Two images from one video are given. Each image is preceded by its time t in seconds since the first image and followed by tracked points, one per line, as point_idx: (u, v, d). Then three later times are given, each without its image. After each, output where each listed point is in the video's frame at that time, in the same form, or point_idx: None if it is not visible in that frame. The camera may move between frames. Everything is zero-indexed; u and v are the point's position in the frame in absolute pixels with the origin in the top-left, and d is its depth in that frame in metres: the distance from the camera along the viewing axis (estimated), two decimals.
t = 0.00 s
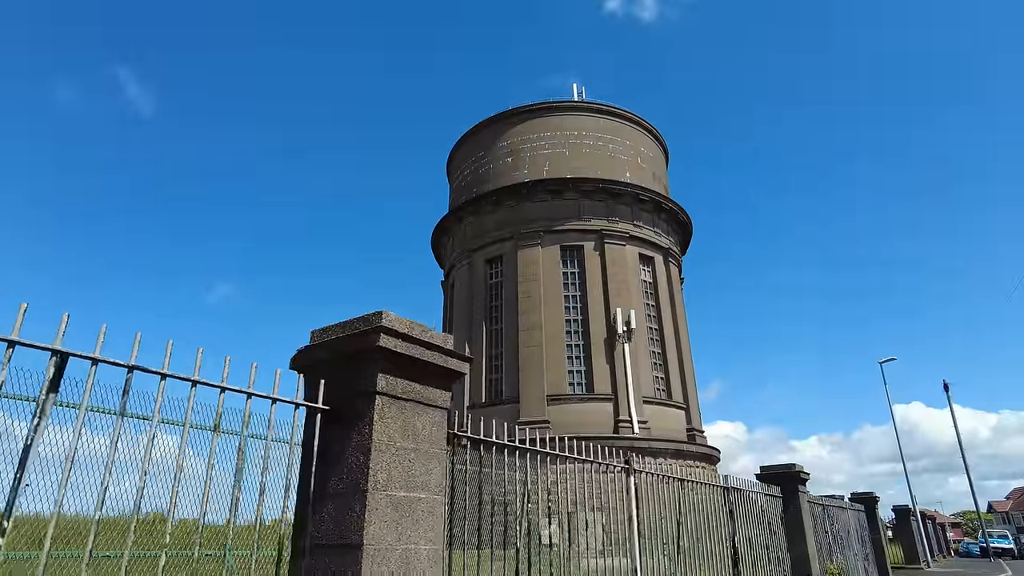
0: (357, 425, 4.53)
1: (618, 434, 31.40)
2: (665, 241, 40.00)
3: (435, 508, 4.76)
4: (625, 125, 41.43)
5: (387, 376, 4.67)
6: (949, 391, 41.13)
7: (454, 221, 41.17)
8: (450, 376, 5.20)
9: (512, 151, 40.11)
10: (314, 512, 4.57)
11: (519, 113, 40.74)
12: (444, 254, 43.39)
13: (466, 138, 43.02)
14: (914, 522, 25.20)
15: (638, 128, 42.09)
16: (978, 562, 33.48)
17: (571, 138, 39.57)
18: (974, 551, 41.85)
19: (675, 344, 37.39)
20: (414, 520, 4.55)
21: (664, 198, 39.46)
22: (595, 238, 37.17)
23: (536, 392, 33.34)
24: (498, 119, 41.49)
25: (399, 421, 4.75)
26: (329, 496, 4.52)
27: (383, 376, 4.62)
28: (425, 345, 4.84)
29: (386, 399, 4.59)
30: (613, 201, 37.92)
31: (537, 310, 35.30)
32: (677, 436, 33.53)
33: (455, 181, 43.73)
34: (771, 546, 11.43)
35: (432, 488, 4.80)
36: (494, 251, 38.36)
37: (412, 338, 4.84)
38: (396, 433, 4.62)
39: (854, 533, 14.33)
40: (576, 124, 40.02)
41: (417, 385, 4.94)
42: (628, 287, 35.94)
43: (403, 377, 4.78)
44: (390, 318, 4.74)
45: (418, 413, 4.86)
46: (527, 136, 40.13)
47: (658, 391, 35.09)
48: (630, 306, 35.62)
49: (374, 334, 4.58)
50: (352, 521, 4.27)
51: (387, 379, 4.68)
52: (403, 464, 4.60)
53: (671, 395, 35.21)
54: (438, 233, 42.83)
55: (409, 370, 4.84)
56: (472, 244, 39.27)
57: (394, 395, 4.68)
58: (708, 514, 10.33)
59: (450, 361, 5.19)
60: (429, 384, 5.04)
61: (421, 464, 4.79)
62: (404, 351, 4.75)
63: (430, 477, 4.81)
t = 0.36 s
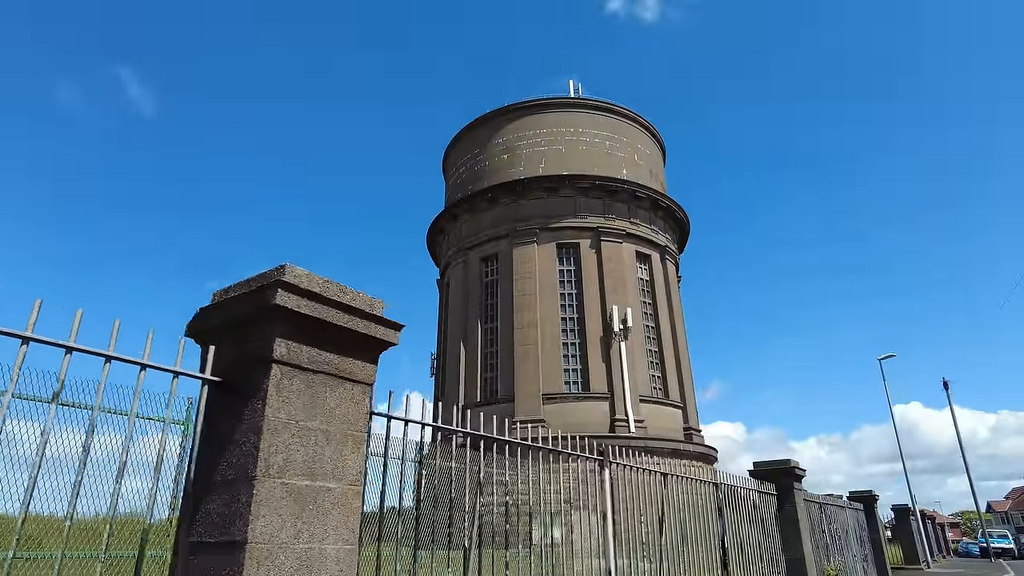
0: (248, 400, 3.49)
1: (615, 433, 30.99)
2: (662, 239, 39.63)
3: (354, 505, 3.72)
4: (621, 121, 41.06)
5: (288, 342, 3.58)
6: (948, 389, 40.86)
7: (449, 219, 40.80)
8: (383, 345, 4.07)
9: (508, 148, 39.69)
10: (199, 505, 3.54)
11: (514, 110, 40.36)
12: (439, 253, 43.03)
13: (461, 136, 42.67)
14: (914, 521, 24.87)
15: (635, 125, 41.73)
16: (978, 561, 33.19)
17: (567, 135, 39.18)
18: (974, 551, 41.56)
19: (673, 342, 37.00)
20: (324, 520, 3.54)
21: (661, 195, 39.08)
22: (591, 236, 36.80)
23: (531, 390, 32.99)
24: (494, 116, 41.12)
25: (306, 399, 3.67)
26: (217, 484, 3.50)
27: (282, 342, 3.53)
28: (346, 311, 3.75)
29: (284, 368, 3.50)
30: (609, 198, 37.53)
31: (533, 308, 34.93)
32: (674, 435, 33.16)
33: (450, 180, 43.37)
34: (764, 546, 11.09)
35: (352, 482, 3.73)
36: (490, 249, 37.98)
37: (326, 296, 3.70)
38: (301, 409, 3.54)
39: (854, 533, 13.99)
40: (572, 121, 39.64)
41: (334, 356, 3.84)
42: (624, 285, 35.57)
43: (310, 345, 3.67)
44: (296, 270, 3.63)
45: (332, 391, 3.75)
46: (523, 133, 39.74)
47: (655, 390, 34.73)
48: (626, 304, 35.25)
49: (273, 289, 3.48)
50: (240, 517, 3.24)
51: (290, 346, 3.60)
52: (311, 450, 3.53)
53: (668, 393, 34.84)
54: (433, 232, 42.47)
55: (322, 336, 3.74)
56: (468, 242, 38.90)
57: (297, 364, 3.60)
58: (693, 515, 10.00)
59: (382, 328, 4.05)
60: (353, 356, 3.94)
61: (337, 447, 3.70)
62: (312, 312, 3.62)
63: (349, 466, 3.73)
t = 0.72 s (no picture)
0: (97, 349, 2.75)
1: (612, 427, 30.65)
2: (661, 233, 39.22)
3: (236, 488, 2.92)
4: (620, 113, 40.59)
5: (149, 280, 2.81)
6: (950, 384, 40.46)
7: (446, 212, 40.42)
8: (287, 294, 3.31)
9: (506, 140, 39.25)
10: (37, 480, 2.78)
11: (512, 101, 39.90)
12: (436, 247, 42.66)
13: (459, 129, 42.25)
14: (915, 516, 24.52)
15: (634, 117, 41.25)
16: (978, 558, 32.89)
17: (566, 127, 38.72)
18: (974, 547, 41.27)
19: (671, 336, 36.62)
20: (192, 502, 2.75)
21: (660, 188, 38.63)
22: (589, 228, 36.40)
23: (528, 384, 32.65)
24: (492, 108, 40.67)
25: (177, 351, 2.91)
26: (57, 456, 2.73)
27: (141, 276, 2.76)
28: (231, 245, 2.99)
29: (142, 310, 2.75)
30: (607, 190, 37.09)
31: (530, 302, 34.54)
32: (673, 429, 32.83)
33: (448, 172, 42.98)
34: (760, 540, 10.71)
35: (234, 456, 2.94)
36: (487, 242, 37.59)
37: (206, 228, 2.94)
38: (161, 360, 2.77)
39: (854, 528, 13.66)
40: (570, 112, 39.17)
41: (216, 303, 3.06)
42: (623, 279, 35.18)
43: (185, 285, 2.92)
44: (165, 192, 2.85)
45: (214, 344, 2.98)
46: (521, 124, 39.30)
47: (653, 384, 34.39)
48: (625, 297, 34.87)
49: (128, 210, 2.72)
50: (65, 499, 2.48)
51: (154, 285, 2.84)
52: (177, 412, 2.77)
53: (667, 388, 34.49)
54: (431, 225, 42.08)
55: (209, 281, 3.01)
56: (465, 235, 38.51)
57: (164, 308, 2.84)
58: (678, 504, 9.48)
59: (285, 271, 3.27)
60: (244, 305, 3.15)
61: (215, 413, 2.91)
62: (186, 245, 2.86)
63: (232, 437, 2.95)
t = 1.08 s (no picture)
0: None
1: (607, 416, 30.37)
2: (658, 221, 38.81)
3: (17, 451, 2.56)
4: (618, 100, 40.09)
5: None
6: (950, 371, 40.30)
7: (441, 201, 39.98)
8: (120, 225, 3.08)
9: (501, 128, 38.76)
10: None
11: (508, 88, 39.34)
12: (432, 235, 42.25)
13: (453, 116, 41.72)
14: (913, 507, 24.28)
15: (631, 103, 40.73)
16: (976, 547, 32.74)
17: (562, 113, 38.23)
18: (973, 537, 41.16)
19: (668, 325, 36.30)
20: None
21: (658, 175, 38.17)
22: (585, 216, 35.99)
23: (523, 374, 32.38)
24: (487, 95, 40.15)
25: None
26: None
27: None
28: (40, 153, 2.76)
29: None
30: (604, 178, 36.66)
31: (525, 291, 34.21)
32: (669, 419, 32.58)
33: (443, 160, 42.51)
34: (748, 529, 10.39)
35: (24, 408, 2.62)
36: (482, 231, 37.21)
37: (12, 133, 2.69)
38: None
39: (849, 517, 13.39)
40: (567, 99, 38.65)
41: (19, 221, 2.76)
42: (619, 268, 34.82)
43: None
44: None
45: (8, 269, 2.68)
46: (517, 111, 38.78)
47: (650, 374, 34.11)
48: (621, 286, 34.54)
49: None
50: None
51: None
52: None
53: (663, 377, 34.22)
54: (426, 214, 41.65)
55: (15, 197, 2.74)
56: (459, 224, 38.12)
57: None
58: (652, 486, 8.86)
59: (114, 192, 3.01)
60: (65, 227, 2.89)
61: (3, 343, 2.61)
62: None
63: (20, 389, 2.62)
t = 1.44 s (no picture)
0: None
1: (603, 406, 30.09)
2: (655, 210, 38.40)
3: None
4: (614, 87, 39.59)
5: None
6: (948, 360, 40.07)
7: (435, 189, 39.48)
8: None
9: (497, 115, 38.28)
10: None
11: (504, 75, 38.83)
12: (426, 225, 41.79)
13: (447, 103, 41.19)
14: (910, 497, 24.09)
15: (628, 91, 40.22)
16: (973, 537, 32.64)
17: (558, 101, 37.74)
18: (969, 527, 41.10)
19: (664, 315, 35.97)
20: None
21: (654, 163, 37.74)
22: (581, 205, 35.57)
23: (519, 364, 32.06)
24: (482, 82, 39.64)
25: None
26: None
27: None
28: None
29: None
30: (600, 166, 36.23)
31: (520, 280, 33.82)
32: (665, 409, 32.32)
33: (437, 149, 41.99)
34: (732, 521, 9.86)
35: None
36: (476, 220, 36.78)
37: None
38: None
39: (844, 506, 13.10)
40: (563, 86, 38.16)
41: None
42: (615, 257, 34.45)
43: None
44: None
45: None
46: (512, 99, 38.28)
47: (646, 363, 33.81)
48: (617, 275, 34.17)
49: None
50: None
51: None
52: None
53: (659, 366, 33.93)
54: (420, 203, 41.16)
55: None
56: (454, 213, 37.67)
57: None
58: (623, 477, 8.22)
59: None
60: None
61: None
62: None
63: None
